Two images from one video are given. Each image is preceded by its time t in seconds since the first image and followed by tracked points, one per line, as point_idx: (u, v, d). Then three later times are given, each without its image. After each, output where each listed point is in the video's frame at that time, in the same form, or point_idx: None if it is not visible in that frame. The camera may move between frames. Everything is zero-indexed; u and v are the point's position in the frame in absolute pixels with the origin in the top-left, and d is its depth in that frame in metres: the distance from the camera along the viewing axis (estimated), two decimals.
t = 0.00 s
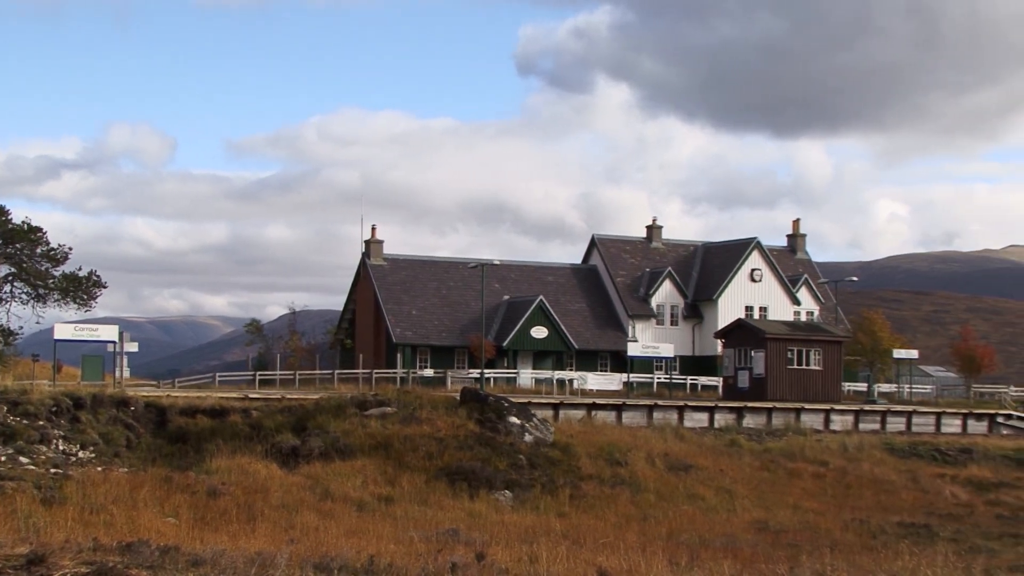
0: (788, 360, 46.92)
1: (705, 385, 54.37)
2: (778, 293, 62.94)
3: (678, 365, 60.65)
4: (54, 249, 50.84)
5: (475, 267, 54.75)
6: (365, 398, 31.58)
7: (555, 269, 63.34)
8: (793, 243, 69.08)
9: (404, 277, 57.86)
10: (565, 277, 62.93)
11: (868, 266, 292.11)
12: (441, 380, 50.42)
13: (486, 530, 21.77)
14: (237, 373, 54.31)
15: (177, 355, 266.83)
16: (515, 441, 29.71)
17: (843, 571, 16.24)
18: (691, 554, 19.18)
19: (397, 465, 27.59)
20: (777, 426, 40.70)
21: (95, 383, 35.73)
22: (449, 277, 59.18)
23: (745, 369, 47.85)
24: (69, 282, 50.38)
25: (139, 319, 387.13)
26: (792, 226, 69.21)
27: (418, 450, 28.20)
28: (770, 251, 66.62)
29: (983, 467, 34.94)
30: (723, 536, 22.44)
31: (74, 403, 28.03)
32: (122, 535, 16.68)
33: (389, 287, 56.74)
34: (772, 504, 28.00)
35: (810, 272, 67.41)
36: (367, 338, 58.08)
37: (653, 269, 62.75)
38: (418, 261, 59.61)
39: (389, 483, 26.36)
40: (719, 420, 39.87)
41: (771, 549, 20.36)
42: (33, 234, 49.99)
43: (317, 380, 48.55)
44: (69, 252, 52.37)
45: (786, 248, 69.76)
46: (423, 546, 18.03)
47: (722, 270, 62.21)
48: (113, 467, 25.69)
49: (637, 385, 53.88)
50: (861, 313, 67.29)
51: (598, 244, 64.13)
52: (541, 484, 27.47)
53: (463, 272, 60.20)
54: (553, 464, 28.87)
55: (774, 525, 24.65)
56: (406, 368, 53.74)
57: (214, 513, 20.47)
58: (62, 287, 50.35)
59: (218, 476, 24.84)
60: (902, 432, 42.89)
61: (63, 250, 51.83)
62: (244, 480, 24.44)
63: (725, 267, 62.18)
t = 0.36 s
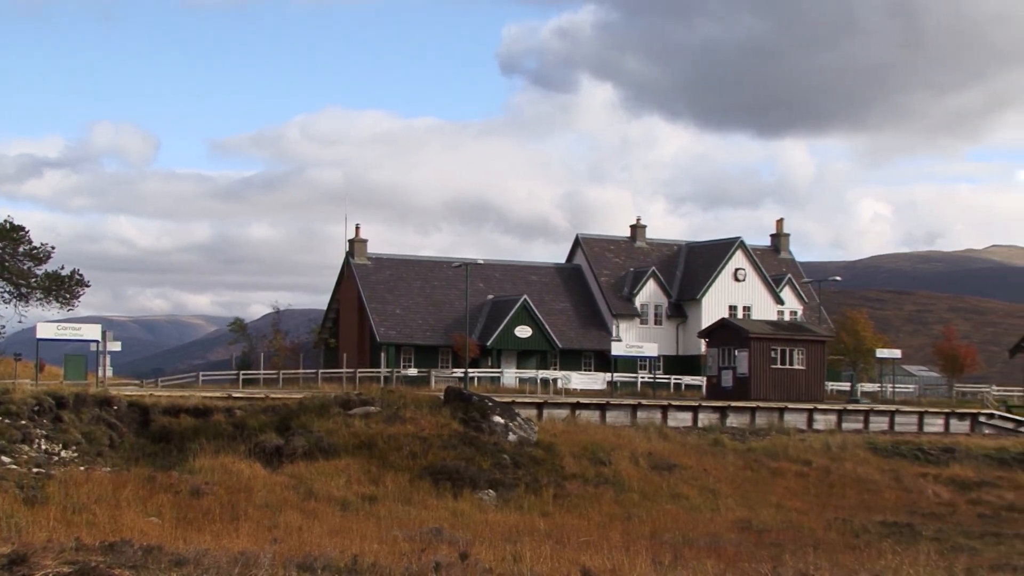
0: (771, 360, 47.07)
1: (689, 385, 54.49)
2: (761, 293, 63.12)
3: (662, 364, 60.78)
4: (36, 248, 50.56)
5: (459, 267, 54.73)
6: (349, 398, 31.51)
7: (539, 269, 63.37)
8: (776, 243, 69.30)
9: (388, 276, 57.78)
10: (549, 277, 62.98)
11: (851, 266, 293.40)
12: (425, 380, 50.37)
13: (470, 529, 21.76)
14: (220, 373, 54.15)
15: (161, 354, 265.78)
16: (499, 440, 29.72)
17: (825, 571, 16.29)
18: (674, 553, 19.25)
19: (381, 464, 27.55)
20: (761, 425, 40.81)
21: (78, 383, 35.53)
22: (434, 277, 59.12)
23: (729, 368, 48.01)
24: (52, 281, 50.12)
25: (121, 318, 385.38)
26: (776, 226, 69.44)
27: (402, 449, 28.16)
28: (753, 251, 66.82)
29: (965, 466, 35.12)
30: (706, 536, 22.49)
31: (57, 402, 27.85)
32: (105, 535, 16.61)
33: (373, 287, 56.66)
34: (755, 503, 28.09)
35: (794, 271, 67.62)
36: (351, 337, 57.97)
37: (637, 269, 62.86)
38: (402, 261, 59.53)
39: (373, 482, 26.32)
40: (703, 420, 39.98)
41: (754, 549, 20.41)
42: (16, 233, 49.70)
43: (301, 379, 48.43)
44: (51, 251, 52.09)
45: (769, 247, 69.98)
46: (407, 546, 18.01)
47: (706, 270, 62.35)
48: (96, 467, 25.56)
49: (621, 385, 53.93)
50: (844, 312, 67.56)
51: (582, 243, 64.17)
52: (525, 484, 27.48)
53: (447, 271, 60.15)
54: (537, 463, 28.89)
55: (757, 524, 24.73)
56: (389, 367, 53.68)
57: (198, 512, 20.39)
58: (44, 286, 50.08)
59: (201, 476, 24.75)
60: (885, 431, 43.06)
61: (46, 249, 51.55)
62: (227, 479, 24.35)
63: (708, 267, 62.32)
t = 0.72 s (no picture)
0: (760, 360, 47.18)
1: (678, 386, 54.59)
2: (750, 293, 63.23)
3: (652, 365, 60.86)
4: (25, 248, 50.38)
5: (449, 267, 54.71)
6: (338, 398, 31.46)
7: (528, 269, 63.39)
8: (765, 243, 69.46)
9: (377, 276, 57.73)
10: (539, 277, 63.01)
11: (840, 267, 294.21)
12: (415, 380, 50.34)
13: (460, 530, 21.77)
14: (209, 373, 53.97)
15: (150, 355, 265.01)
16: (488, 440, 29.73)
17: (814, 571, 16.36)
18: (663, 553, 19.31)
19: (370, 465, 27.54)
20: (751, 425, 40.89)
21: (67, 383, 35.40)
22: (423, 277, 59.08)
23: (718, 368, 48.12)
24: (41, 281, 49.95)
25: (110, 319, 384.11)
26: (765, 227, 69.60)
27: (391, 450, 28.13)
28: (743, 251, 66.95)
29: (953, 466, 35.24)
30: (695, 536, 22.56)
31: (45, 403, 27.73)
32: (94, 535, 16.58)
33: (363, 287, 56.61)
34: (745, 504, 28.15)
35: (783, 271, 67.78)
36: (340, 337, 57.91)
37: (627, 269, 62.95)
38: (392, 261, 59.48)
39: (363, 483, 26.30)
40: (693, 420, 40.05)
41: (743, 549, 20.47)
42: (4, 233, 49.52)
43: (290, 379, 48.36)
44: (40, 251, 51.90)
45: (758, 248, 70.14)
46: (397, 547, 18.05)
47: (695, 270, 62.45)
48: (85, 467, 25.49)
49: (611, 385, 53.98)
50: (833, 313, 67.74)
51: (572, 243, 64.22)
52: (515, 484, 27.49)
53: (437, 272, 60.11)
54: (527, 464, 28.91)
55: (746, 525, 24.78)
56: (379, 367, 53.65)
57: (187, 513, 20.36)
58: (33, 286, 49.90)
59: (190, 476, 24.70)
60: (874, 431, 43.18)
61: (34, 249, 51.36)
62: (217, 480, 24.30)
63: (698, 267, 62.42)
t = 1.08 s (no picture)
0: (750, 360, 47.25)
1: (668, 386, 54.66)
2: (740, 293, 63.32)
3: (642, 365, 60.95)
4: (13, 248, 50.20)
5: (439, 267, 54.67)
6: (328, 398, 31.42)
7: (519, 269, 63.40)
8: (755, 244, 69.57)
9: (367, 277, 57.66)
10: (529, 277, 63.02)
11: (830, 267, 294.89)
12: (405, 380, 50.30)
13: (450, 530, 21.76)
14: (199, 373, 53.90)
15: (139, 355, 264.22)
16: (478, 441, 29.72)
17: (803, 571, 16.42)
18: (653, 553, 19.34)
19: (360, 465, 27.51)
20: (741, 425, 40.95)
21: (56, 384, 35.27)
22: (413, 277, 59.04)
23: (709, 368, 48.22)
24: (30, 281, 49.77)
25: (99, 319, 382.90)
26: (755, 227, 69.71)
27: (381, 450, 28.10)
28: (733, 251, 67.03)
29: (943, 466, 35.35)
30: (685, 535, 22.59)
31: (34, 403, 27.62)
32: (83, 536, 16.54)
33: (353, 287, 56.56)
34: (735, 504, 28.19)
35: (773, 272, 67.91)
36: (331, 338, 57.85)
37: (617, 269, 63.00)
38: (381, 261, 59.39)
39: (353, 483, 26.29)
40: (683, 420, 40.11)
41: (733, 549, 20.52)
42: None
43: (280, 380, 48.30)
44: (29, 251, 51.70)
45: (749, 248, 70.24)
46: (386, 547, 18.06)
47: (685, 270, 62.53)
48: (74, 468, 25.41)
49: (601, 385, 53.98)
50: (823, 313, 67.86)
51: (562, 244, 64.25)
52: (505, 484, 27.47)
53: (427, 272, 60.08)
54: (517, 464, 28.89)
55: (736, 525, 24.82)
56: (369, 368, 53.61)
57: (176, 513, 20.32)
58: (21, 287, 49.71)
59: (180, 476, 24.66)
60: (863, 431, 43.28)
61: (23, 249, 51.15)
62: (206, 480, 24.25)
63: (688, 268, 62.50)
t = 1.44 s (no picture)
0: (726, 359, 47.43)
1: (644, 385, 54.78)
2: (716, 293, 63.52)
3: (618, 364, 61.07)
4: None
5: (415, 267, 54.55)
6: (304, 398, 31.28)
7: (495, 269, 63.37)
8: (731, 243, 69.84)
9: (343, 276, 57.47)
10: (505, 277, 63.00)
11: (805, 267, 296.51)
12: (380, 380, 50.17)
13: (426, 530, 21.72)
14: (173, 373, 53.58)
15: (113, 355, 262.27)
16: (454, 441, 29.68)
17: (777, 570, 16.51)
18: (629, 552, 19.38)
19: (336, 465, 27.41)
20: (716, 425, 41.12)
21: (28, 384, 34.94)
22: (389, 277, 58.88)
23: (684, 368, 48.37)
24: (2, 281, 49.29)
25: (72, 319, 379.77)
26: (731, 227, 69.98)
27: (357, 450, 28.00)
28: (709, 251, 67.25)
29: (916, 465, 35.60)
30: (660, 535, 22.64)
31: (7, 404, 27.35)
32: (56, 537, 16.41)
33: (328, 287, 56.35)
34: (710, 503, 28.29)
35: (748, 271, 68.17)
36: (306, 338, 57.62)
37: (593, 269, 63.07)
38: (357, 261, 59.19)
39: (328, 483, 26.20)
40: (658, 420, 40.22)
41: (708, 548, 20.62)
42: None
43: (256, 380, 48.06)
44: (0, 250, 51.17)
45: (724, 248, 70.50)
46: (361, 547, 18.03)
47: (661, 270, 62.68)
48: (46, 468, 25.20)
49: (577, 385, 54.00)
50: (798, 313, 68.19)
51: (538, 243, 64.26)
52: (481, 484, 27.43)
53: (403, 271, 59.93)
54: (493, 464, 28.85)
55: (712, 524, 24.90)
56: (345, 368, 53.44)
57: (150, 514, 20.19)
58: None
59: (154, 477, 24.48)
60: (838, 430, 43.52)
61: None
62: (181, 481, 24.09)
63: (663, 268, 62.64)
